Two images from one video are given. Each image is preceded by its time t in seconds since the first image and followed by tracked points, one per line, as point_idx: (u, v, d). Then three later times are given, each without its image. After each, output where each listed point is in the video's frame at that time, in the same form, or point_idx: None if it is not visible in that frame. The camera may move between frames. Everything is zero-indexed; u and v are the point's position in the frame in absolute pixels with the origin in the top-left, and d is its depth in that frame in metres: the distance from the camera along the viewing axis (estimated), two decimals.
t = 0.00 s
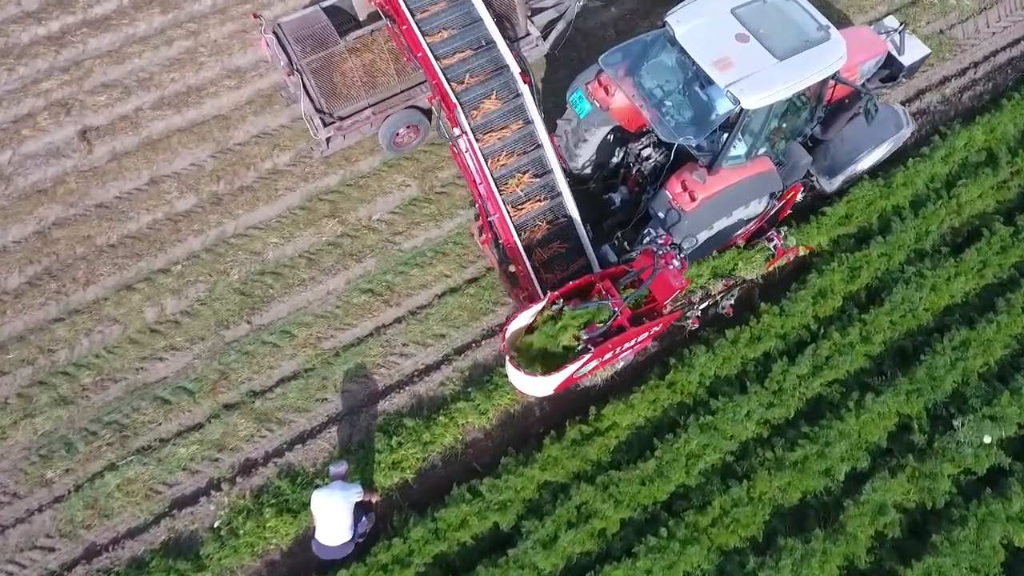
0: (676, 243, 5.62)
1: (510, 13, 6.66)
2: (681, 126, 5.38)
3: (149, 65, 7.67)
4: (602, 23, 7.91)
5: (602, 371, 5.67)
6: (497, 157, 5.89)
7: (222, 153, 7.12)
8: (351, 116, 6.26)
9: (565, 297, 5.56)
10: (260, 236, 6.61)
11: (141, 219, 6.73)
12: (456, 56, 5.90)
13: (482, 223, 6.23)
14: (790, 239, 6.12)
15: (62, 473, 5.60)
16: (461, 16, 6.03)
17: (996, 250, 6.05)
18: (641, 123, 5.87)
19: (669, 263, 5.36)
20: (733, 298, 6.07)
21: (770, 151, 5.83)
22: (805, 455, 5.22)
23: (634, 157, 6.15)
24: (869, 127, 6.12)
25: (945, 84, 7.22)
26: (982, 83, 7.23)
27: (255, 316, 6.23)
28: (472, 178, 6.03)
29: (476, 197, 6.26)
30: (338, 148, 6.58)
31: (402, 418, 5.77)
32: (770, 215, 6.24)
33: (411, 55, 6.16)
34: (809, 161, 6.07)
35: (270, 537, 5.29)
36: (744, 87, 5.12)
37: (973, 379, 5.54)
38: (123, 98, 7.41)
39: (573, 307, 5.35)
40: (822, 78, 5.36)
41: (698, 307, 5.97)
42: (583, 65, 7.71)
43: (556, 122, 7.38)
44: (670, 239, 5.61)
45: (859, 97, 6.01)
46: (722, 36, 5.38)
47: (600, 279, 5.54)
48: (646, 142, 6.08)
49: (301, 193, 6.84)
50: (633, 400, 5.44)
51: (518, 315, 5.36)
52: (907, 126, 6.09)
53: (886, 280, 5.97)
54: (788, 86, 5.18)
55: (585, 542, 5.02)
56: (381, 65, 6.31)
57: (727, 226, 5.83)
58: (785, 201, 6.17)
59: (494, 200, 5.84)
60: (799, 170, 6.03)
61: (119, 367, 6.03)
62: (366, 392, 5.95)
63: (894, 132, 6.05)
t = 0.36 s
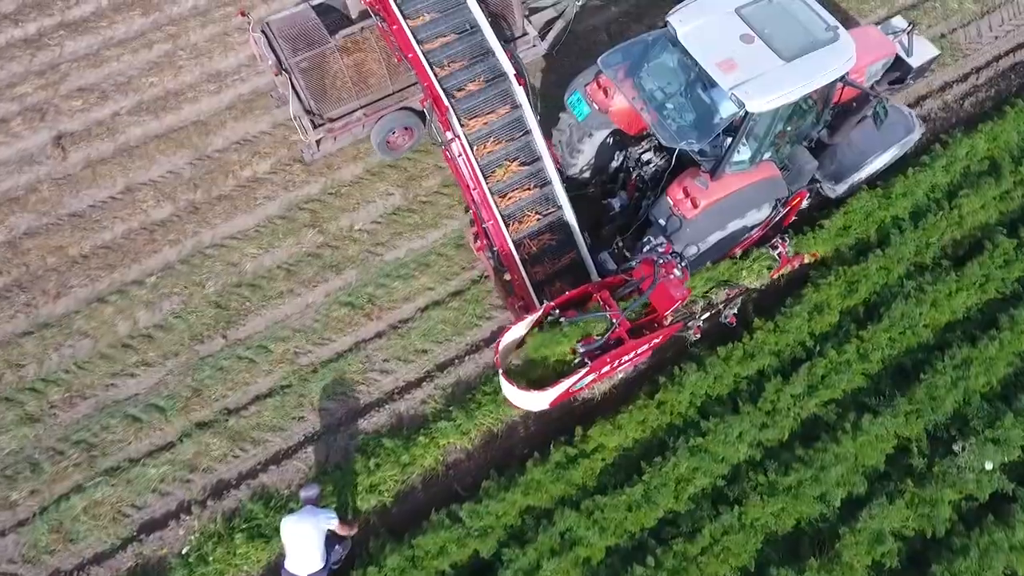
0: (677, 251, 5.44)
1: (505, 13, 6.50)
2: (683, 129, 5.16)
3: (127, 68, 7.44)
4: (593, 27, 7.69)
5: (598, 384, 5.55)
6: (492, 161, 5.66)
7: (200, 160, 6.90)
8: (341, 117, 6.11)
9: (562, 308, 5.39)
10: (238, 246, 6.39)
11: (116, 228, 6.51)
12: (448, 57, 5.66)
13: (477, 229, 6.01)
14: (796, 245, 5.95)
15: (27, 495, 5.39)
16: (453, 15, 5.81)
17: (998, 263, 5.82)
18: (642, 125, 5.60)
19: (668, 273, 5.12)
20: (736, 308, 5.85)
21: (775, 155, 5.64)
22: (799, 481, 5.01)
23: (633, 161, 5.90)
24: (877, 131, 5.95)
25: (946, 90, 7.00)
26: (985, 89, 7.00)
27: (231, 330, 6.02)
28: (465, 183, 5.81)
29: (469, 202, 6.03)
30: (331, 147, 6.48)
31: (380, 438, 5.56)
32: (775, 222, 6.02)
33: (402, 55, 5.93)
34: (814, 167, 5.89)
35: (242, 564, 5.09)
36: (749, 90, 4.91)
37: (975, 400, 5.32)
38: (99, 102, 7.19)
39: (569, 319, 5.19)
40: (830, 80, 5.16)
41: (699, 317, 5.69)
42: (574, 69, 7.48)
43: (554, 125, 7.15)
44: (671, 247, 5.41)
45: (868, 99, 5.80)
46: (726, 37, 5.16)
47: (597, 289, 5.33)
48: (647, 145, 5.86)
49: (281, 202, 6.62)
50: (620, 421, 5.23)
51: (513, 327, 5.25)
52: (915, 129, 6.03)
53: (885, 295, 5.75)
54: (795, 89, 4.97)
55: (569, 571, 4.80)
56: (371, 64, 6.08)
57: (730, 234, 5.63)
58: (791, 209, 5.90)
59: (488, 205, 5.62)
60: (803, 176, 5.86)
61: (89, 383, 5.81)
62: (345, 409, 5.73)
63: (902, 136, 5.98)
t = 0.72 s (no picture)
0: (677, 262, 5.23)
1: (502, 14, 6.29)
2: (684, 136, 4.93)
3: (103, 73, 7.21)
4: (584, 31, 7.46)
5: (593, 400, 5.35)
6: (486, 167, 5.43)
7: (177, 168, 6.66)
8: (331, 121, 5.89)
9: (556, 321, 5.17)
10: (213, 259, 6.17)
11: (87, 240, 6.28)
12: (442, 60, 5.44)
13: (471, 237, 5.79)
14: (800, 253, 5.75)
15: None
16: (447, 15, 5.58)
17: (1002, 280, 5.59)
18: (641, 131, 5.36)
19: (670, 286, 4.98)
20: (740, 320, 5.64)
21: (781, 162, 5.41)
22: (793, 510, 4.78)
23: (632, 167, 5.66)
24: (886, 136, 5.77)
25: (948, 97, 6.76)
26: (987, 96, 6.78)
27: (204, 347, 5.79)
28: (458, 190, 5.59)
29: (462, 210, 5.81)
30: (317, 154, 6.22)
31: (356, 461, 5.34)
32: (779, 231, 5.80)
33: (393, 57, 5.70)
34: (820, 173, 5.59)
35: None
36: (754, 97, 4.70)
37: (978, 424, 5.09)
38: (73, 109, 6.97)
39: (564, 333, 4.97)
40: (839, 84, 4.94)
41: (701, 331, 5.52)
42: (565, 73, 7.25)
43: (549, 132, 6.89)
44: (671, 257, 5.21)
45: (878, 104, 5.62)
46: (730, 39, 4.94)
47: (595, 302, 5.13)
48: (646, 152, 5.59)
49: (258, 213, 6.39)
50: (607, 445, 5.00)
51: (506, 341, 4.98)
52: (925, 134, 5.83)
53: (884, 312, 5.52)
54: (802, 95, 4.76)
55: None
56: (364, 66, 5.88)
57: (733, 244, 5.41)
58: (796, 217, 5.74)
59: (482, 214, 5.39)
60: (808, 183, 5.56)
61: (55, 402, 5.58)
62: (321, 430, 5.51)
63: (911, 141, 5.78)
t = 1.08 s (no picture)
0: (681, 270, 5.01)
1: (497, 10, 6.11)
2: (687, 138, 4.66)
3: (80, 77, 6.99)
4: (575, 33, 7.23)
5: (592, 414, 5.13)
6: (479, 170, 5.20)
7: (153, 175, 6.44)
8: (322, 123, 5.70)
9: (554, 332, 4.97)
10: (188, 270, 5.95)
11: (58, 250, 6.07)
12: (434, 58, 5.23)
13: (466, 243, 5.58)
14: (806, 260, 5.56)
15: None
16: (442, 13, 5.37)
17: (1007, 294, 5.36)
18: (641, 133, 5.14)
19: (672, 296, 4.71)
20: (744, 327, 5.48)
21: (787, 164, 5.20)
22: (788, 537, 4.57)
23: (633, 170, 5.40)
24: (895, 138, 5.50)
25: (950, 102, 6.54)
26: (991, 102, 6.56)
27: (177, 362, 5.58)
28: (451, 194, 5.38)
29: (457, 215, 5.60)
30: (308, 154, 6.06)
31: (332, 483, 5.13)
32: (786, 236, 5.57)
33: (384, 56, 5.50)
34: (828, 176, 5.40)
35: None
36: (760, 96, 4.46)
37: (981, 446, 4.88)
38: (48, 114, 6.75)
39: (561, 345, 4.77)
40: (849, 85, 4.70)
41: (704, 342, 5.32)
42: (556, 76, 7.02)
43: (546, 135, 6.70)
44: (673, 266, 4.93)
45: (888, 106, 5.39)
46: (734, 37, 4.70)
47: (592, 313, 4.84)
48: (647, 154, 5.36)
49: (236, 223, 6.18)
50: (594, 468, 4.78)
51: (499, 355, 4.85)
52: (935, 137, 5.57)
53: (883, 328, 5.30)
54: (810, 95, 4.52)
55: None
56: (355, 65, 5.65)
57: (737, 251, 5.20)
58: (803, 223, 5.50)
59: (475, 219, 5.17)
60: (814, 187, 5.36)
61: (20, 420, 5.37)
62: (297, 450, 5.31)
63: (921, 144, 5.52)
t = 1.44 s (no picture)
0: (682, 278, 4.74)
1: (494, 8, 5.99)
2: (690, 140, 4.46)
3: (55, 80, 6.78)
4: (567, 35, 7.02)
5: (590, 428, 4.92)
6: (472, 171, 4.99)
7: (128, 182, 6.24)
8: (314, 123, 5.49)
9: (550, 343, 4.74)
10: (162, 280, 5.75)
11: (28, 260, 5.87)
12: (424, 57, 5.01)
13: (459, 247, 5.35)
14: (813, 266, 5.34)
15: None
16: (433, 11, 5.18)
17: (1010, 308, 5.16)
18: (641, 135, 4.87)
19: (675, 305, 4.50)
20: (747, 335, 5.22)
21: (792, 168, 5.00)
22: (780, 565, 4.37)
23: (633, 172, 5.24)
24: (906, 140, 5.28)
25: (952, 107, 6.34)
26: (994, 107, 6.35)
27: (148, 377, 5.38)
28: (443, 196, 5.14)
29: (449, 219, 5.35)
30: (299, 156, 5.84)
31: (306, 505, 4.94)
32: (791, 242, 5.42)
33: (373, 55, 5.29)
34: (834, 179, 5.19)
35: None
36: (767, 96, 4.23)
37: (984, 468, 4.68)
38: (21, 118, 6.54)
39: (558, 357, 4.51)
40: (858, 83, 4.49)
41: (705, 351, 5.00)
42: (546, 79, 6.81)
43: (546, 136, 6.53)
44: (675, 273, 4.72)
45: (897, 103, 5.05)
46: (738, 34, 4.46)
47: (591, 323, 4.63)
48: (647, 156, 5.21)
49: (213, 231, 5.98)
50: (579, 491, 4.58)
51: (491, 369, 4.54)
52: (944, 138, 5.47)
53: (881, 343, 5.10)
54: (819, 95, 4.30)
55: None
56: (347, 63, 5.46)
57: (740, 257, 5.01)
58: (809, 228, 5.33)
59: (468, 222, 4.92)
60: (821, 190, 5.16)
61: None
62: (271, 469, 5.12)
63: (931, 147, 5.41)
